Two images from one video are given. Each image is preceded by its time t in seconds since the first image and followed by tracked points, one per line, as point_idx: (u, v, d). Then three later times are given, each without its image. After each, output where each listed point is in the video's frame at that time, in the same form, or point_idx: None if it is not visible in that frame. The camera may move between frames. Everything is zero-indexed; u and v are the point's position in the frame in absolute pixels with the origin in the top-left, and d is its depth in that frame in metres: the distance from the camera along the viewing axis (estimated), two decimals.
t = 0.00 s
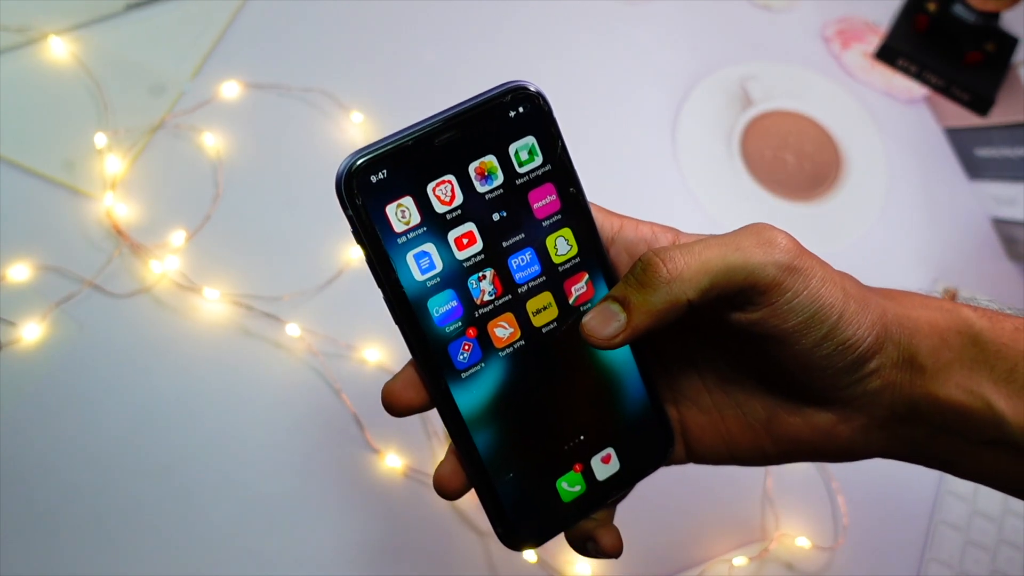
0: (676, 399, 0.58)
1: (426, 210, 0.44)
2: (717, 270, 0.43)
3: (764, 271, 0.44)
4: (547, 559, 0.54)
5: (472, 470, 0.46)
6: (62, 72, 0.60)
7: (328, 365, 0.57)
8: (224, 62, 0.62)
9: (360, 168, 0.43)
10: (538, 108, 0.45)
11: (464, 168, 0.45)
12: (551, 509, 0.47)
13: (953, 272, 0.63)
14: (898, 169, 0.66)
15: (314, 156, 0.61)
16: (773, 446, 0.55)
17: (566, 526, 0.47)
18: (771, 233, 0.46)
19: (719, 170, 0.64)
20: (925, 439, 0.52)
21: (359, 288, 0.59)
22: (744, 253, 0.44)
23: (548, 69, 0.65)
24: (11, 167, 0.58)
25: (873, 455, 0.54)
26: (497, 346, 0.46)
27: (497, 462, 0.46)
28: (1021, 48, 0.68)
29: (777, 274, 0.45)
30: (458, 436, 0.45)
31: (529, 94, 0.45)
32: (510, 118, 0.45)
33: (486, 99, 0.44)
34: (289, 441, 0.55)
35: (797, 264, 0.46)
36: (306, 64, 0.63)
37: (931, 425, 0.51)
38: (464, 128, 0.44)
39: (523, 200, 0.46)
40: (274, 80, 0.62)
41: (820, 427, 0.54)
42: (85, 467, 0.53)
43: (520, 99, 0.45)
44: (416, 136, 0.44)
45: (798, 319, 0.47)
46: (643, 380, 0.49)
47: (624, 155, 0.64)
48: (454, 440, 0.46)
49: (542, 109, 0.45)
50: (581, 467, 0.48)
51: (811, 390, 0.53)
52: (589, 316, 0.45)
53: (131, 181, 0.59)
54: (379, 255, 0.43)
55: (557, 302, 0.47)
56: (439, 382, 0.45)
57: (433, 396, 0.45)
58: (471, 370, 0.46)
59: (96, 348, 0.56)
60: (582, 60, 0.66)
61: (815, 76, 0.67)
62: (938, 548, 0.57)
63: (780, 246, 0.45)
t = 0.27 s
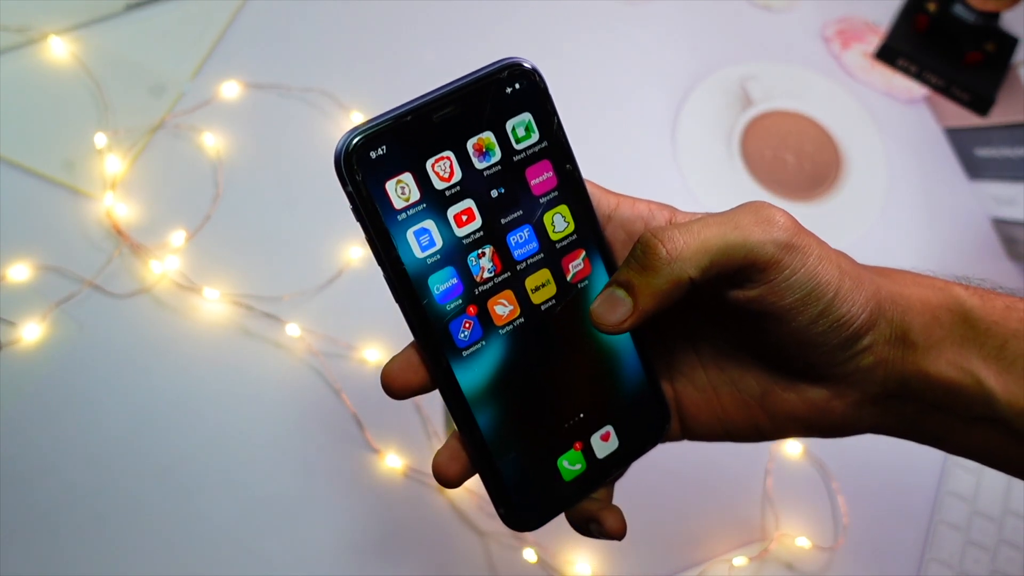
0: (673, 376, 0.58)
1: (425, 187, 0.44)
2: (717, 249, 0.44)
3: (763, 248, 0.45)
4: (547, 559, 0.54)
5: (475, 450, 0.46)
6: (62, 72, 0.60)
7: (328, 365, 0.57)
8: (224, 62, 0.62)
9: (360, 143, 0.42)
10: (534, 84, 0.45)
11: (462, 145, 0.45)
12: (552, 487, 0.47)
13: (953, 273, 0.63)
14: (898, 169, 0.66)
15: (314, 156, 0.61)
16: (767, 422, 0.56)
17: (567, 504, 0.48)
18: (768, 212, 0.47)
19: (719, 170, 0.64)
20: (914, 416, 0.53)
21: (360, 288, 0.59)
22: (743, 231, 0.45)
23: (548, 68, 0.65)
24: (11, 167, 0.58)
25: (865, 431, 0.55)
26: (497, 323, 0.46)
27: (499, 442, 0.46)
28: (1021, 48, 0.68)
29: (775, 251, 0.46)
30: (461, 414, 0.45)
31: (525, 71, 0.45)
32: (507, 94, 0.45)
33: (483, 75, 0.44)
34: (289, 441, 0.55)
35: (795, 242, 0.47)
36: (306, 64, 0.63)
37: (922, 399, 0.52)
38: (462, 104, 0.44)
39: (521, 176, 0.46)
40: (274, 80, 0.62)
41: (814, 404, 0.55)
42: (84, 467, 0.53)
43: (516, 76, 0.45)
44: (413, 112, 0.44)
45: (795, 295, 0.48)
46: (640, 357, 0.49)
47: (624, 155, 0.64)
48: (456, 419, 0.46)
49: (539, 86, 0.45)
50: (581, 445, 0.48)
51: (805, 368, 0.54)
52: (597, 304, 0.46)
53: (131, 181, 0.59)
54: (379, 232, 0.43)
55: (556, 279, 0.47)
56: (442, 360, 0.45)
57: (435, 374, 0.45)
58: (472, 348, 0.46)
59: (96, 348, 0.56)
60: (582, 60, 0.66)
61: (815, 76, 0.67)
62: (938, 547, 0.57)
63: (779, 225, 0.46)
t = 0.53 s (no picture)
0: (671, 354, 0.58)
1: (428, 164, 0.44)
2: (716, 231, 0.44)
3: (763, 229, 0.45)
4: (547, 559, 0.54)
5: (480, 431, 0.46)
6: (63, 72, 0.60)
7: (328, 365, 0.57)
8: (224, 62, 0.62)
9: (363, 118, 0.42)
10: (534, 61, 0.45)
11: (464, 121, 0.44)
12: (558, 468, 0.47)
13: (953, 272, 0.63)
14: (898, 169, 0.66)
15: (314, 156, 0.61)
16: (764, 402, 0.56)
17: (573, 485, 0.47)
18: (767, 194, 0.47)
19: (719, 170, 0.64)
20: (909, 395, 0.54)
21: (360, 288, 0.59)
22: (742, 213, 0.45)
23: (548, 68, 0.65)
24: (11, 167, 0.58)
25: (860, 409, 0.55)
26: (500, 301, 0.46)
27: (504, 424, 0.46)
28: (1020, 48, 0.68)
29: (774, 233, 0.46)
30: (466, 395, 0.45)
31: (525, 48, 0.45)
32: (507, 70, 0.45)
33: (483, 52, 0.44)
34: (289, 441, 0.55)
35: (794, 224, 0.47)
36: (306, 65, 0.63)
37: (916, 378, 0.53)
38: (464, 80, 0.44)
39: (523, 154, 0.46)
40: (274, 80, 0.62)
41: (811, 382, 0.55)
42: (84, 467, 0.53)
43: (516, 53, 0.45)
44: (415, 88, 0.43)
45: (794, 276, 0.48)
46: (642, 335, 0.49)
47: (624, 155, 0.64)
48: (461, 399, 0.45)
49: (538, 63, 0.45)
50: (585, 425, 0.48)
51: (802, 347, 0.54)
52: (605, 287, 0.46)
53: (131, 181, 0.59)
54: (382, 210, 0.43)
55: (557, 257, 0.48)
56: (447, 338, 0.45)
57: (440, 353, 0.45)
58: (476, 326, 0.46)
59: (95, 349, 0.56)
60: (582, 60, 0.66)
61: (815, 75, 0.67)
62: (938, 547, 0.56)
63: (779, 206, 0.46)
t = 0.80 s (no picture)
0: (667, 339, 0.59)
1: (426, 146, 0.44)
2: (710, 215, 0.44)
3: (756, 214, 0.45)
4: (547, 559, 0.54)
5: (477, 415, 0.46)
6: (62, 73, 0.60)
7: (328, 365, 0.57)
8: (224, 62, 0.62)
9: (360, 99, 0.41)
10: (533, 42, 0.45)
11: (462, 103, 0.44)
12: (554, 450, 0.48)
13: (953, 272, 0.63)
14: (898, 170, 0.66)
15: (314, 156, 0.61)
16: (759, 384, 0.57)
17: (569, 467, 0.48)
18: (762, 178, 0.47)
19: (720, 169, 0.63)
20: (904, 379, 0.54)
21: (360, 288, 0.59)
22: (737, 198, 0.45)
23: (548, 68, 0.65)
24: (12, 167, 0.58)
25: (855, 391, 0.56)
26: (498, 285, 0.46)
27: (502, 407, 0.46)
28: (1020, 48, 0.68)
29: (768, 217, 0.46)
30: (464, 378, 0.45)
31: (524, 27, 0.45)
32: (506, 51, 0.45)
33: (482, 32, 0.44)
34: (289, 441, 0.55)
35: (789, 207, 0.47)
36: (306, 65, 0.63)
37: (911, 361, 0.53)
38: (462, 60, 0.44)
39: (522, 135, 0.46)
40: (274, 80, 0.62)
41: (804, 365, 0.56)
42: (84, 467, 0.53)
43: (515, 33, 0.45)
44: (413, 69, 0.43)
45: (788, 261, 0.48)
46: (638, 319, 0.49)
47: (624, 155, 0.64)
48: (459, 382, 0.45)
49: (537, 44, 0.45)
50: (581, 408, 0.48)
51: (796, 331, 0.55)
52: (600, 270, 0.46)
53: (131, 181, 0.59)
54: (380, 193, 0.43)
55: (555, 240, 0.48)
56: (446, 322, 0.45)
57: (438, 337, 0.45)
58: (474, 310, 0.46)
59: (95, 349, 0.56)
60: (582, 60, 0.66)
61: (815, 75, 0.67)
62: (938, 548, 0.56)
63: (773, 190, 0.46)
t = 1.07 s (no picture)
0: (660, 336, 0.60)
1: (409, 138, 0.44)
2: (685, 233, 0.43)
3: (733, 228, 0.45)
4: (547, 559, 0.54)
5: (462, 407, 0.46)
6: (62, 73, 0.60)
7: (328, 365, 0.57)
8: (224, 62, 0.62)
9: (341, 92, 0.42)
10: (518, 34, 0.45)
11: (446, 94, 0.44)
12: (542, 443, 0.48)
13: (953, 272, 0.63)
14: (898, 170, 0.66)
15: (314, 156, 0.61)
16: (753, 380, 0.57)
17: (557, 461, 0.48)
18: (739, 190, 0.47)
19: (720, 169, 0.63)
20: (895, 373, 0.55)
21: (360, 288, 0.59)
22: (711, 215, 0.44)
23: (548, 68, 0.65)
24: (12, 167, 0.58)
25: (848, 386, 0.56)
26: (484, 277, 0.46)
27: (488, 399, 0.47)
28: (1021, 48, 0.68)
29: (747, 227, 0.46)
30: (448, 369, 0.45)
31: (509, 20, 0.45)
32: (491, 44, 0.45)
33: (466, 25, 0.44)
34: (289, 441, 0.55)
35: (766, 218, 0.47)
36: (306, 65, 0.63)
37: (903, 356, 0.53)
38: (446, 53, 0.44)
39: (507, 127, 0.46)
40: (274, 80, 0.62)
41: (797, 362, 0.56)
42: (84, 467, 0.53)
43: (500, 25, 0.45)
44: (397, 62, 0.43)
45: (769, 268, 0.48)
46: (629, 312, 0.49)
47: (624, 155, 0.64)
48: (444, 373, 0.46)
49: (523, 36, 0.45)
50: (570, 401, 0.48)
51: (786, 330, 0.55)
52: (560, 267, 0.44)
53: (131, 181, 0.59)
54: (362, 185, 0.43)
55: (543, 232, 0.47)
56: (429, 313, 0.45)
57: (421, 328, 0.45)
58: (458, 302, 0.46)
59: (95, 349, 0.56)
60: (582, 61, 0.66)
61: (815, 75, 0.67)
62: (938, 548, 0.56)
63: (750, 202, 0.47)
